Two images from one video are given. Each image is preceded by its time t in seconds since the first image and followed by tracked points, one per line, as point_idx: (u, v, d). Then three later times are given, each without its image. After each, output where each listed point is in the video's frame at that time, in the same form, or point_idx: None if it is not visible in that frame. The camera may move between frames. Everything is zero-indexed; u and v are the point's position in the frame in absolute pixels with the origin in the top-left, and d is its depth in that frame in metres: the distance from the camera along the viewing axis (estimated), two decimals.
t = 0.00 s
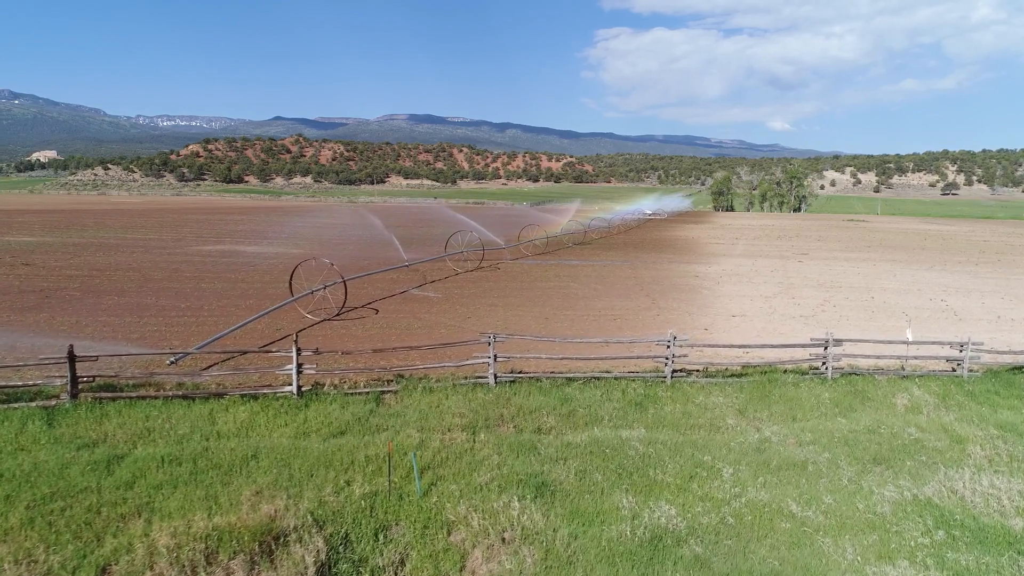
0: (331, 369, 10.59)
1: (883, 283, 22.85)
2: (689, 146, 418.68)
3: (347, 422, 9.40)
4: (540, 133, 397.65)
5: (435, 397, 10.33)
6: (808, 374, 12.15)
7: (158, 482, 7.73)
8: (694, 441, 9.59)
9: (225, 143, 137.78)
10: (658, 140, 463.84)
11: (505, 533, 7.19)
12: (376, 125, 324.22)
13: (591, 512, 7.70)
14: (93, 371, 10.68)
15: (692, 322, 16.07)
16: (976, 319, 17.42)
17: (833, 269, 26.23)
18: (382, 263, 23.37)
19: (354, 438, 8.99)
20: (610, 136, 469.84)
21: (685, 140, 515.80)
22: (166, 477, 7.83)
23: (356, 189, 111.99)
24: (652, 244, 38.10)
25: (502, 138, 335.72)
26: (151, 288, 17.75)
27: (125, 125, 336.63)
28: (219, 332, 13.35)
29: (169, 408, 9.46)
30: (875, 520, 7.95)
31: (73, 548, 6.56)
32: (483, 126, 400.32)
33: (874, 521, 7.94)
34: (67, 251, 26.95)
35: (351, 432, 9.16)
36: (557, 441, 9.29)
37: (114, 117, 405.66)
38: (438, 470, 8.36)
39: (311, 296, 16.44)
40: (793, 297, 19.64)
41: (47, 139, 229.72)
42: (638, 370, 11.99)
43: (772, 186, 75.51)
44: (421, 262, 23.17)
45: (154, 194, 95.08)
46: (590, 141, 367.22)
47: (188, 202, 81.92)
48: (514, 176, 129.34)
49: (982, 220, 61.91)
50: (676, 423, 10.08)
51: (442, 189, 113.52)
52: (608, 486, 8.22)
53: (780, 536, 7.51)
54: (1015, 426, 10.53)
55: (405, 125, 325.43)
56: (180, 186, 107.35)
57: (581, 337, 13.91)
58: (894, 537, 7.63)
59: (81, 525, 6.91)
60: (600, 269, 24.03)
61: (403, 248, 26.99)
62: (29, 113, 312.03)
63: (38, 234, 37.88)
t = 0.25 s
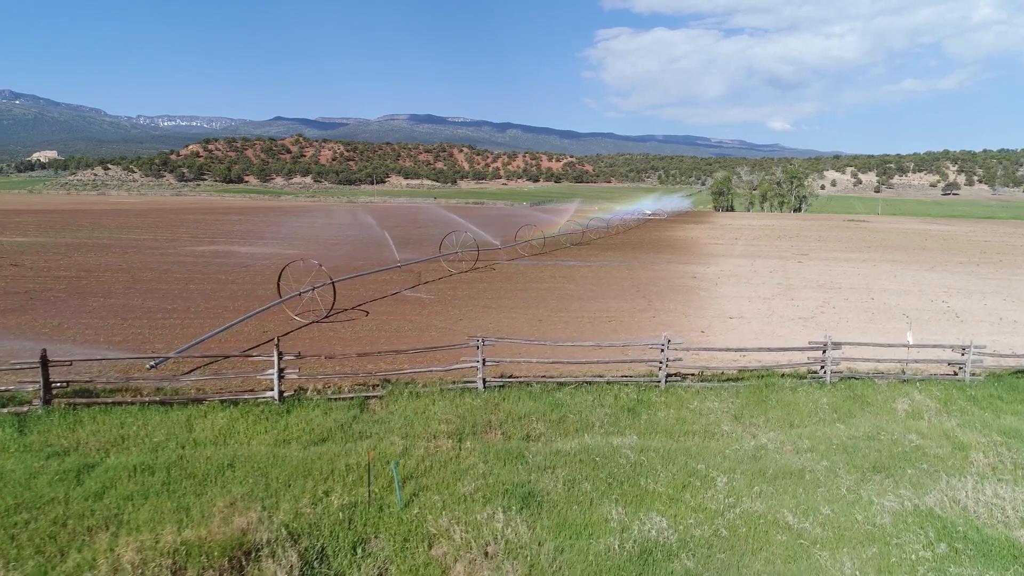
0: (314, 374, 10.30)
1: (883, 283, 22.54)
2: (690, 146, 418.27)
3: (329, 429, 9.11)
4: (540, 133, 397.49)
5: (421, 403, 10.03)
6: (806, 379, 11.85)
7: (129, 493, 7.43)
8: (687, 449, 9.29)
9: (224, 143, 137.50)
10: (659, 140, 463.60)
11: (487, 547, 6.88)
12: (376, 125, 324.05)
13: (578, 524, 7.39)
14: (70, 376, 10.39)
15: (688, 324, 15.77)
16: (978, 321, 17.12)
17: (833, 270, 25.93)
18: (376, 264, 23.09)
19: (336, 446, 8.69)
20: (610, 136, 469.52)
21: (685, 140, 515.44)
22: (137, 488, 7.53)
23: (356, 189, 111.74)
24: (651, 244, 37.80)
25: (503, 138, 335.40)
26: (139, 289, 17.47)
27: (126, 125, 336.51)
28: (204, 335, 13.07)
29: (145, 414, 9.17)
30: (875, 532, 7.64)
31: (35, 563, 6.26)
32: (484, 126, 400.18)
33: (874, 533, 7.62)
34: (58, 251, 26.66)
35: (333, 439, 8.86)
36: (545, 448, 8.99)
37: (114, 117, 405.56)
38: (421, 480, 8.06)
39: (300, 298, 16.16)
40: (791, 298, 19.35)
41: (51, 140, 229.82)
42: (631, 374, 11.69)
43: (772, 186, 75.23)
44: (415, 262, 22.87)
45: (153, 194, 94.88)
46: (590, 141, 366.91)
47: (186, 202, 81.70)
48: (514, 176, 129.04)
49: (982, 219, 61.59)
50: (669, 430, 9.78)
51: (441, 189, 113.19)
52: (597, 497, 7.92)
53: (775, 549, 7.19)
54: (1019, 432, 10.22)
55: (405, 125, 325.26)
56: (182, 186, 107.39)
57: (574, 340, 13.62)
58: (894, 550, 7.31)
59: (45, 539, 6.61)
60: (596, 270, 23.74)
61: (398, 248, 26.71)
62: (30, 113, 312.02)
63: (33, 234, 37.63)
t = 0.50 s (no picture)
0: (298, 378, 10.02)
1: (883, 284, 22.24)
2: (690, 146, 417.82)
3: (311, 436, 8.82)
4: (540, 133, 397.37)
5: (408, 408, 9.75)
6: (805, 383, 11.55)
7: (100, 504, 7.14)
8: (682, 456, 9.01)
9: (224, 143, 137.30)
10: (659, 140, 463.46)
11: (471, 561, 6.58)
12: (376, 125, 323.91)
13: (567, 536, 7.10)
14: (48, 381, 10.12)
15: (685, 326, 15.48)
16: (980, 323, 16.83)
17: (833, 270, 25.64)
18: (370, 264, 22.81)
19: (318, 453, 8.41)
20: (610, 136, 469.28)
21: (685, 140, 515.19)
22: (109, 498, 7.25)
23: (355, 189, 111.55)
24: (650, 244, 37.52)
25: (503, 138, 335.08)
26: (127, 291, 17.22)
27: (126, 125, 336.41)
28: (189, 337, 12.81)
29: (122, 420, 8.89)
30: (875, 544, 7.34)
31: None
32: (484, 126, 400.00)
33: (874, 545, 7.33)
34: (51, 252, 26.42)
35: (315, 447, 8.58)
36: (535, 456, 8.71)
37: (115, 116, 405.32)
38: (405, 489, 7.77)
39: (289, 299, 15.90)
40: (791, 299, 19.06)
41: (52, 139, 229.87)
42: (625, 378, 11.41)
43: (773, 185, 74.97)
44: (410, 263, 22.59)
45: (153, 194, 94.74)
46: (591, 141, 366.48)
47: (186, 202, 81.53)
48: (515, 176, 128.78)
49: (983, 219, 61.23)
50: (663, 436, 9.50)
51: (441, 189, 112.95)
52: (587, 508, 7.63)
53: (771, 562, 6.90)
54: None
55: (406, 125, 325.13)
56: (182, 186, 107.25)
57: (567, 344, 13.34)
58: (895, 563, 7.01)
59: (9, 553, 6.32)
60: (593, 270, 23.45)
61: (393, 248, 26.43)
62: (30, 113, 312.06)
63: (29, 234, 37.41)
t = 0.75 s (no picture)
0: (278, 384, 9.68)
1: (883, 286, 21.90)
2: (691, 146, 417.48)
3: (289, 445, 8.48)
4: (541, 133, 397.21)
5: (392, 415, 9.41)
6: (803, 388, 11.21)
7: (63, 518, 6.79)
8: (675, 466, 8.66)
9: (224, 143, 137.09)
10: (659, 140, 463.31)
11: None
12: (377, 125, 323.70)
13: (552, 552, 6.74)
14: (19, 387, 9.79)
15: (681, 329, 15.15)
16: (982, 326, 16.48)
17: (833, 271, 25.31)
18: (363, 265, 22.49)
19: (295, 464, 8.07)
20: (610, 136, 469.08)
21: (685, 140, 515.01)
22: (72, 511, 6.90)
23: (355, 189, 111.30)
24: (648, 244, 37.21)
25: (503, 138, 334.88)
26: (113, 292, 16.89)
27: (127, 125, 336.35)
28: (171, 341, 12.48)
29: (93, 428, 8.56)
30: (876, 560, 6.98)
31: None
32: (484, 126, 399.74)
33: (875, 561, 6.96)
34: (41, 252, 26.12)
35: (292, 456, 8.24)
36: (521, 466, 8.37)
37: (115, 116, 405.31)
38: (384, 502, 7.42)
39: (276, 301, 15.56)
40: (790, 301, 18.72)
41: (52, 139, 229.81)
42: (618, 384, 11.06)
43: (773, 185, 74.67)
44: (403, 263, 22.24)
45: (152, 194, 94.49)
46: (591, 141, 366.18)
47: (185, 202, 81.33)
48: (515, 176, 128.52)
49: (984, 220, 60.93)
50: (656, 445, 9.15)
51: (441, 189, 112.69)
52: (574, 521, 7.28)
53: None
54: None
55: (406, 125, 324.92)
56: (182, 186, 107.01)
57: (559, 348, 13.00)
58: None
59: None
60: (589, 271, 23.11)
61: (387, 249, 26.10)
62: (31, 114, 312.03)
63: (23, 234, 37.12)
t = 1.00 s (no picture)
0: (259, 390, 9.38)
1: (883, 287, 21.58)
2: (691, 146, 417.11)
3: (268, 453, 8.18)
4: (541, 133, 396.94)
5: (376, 422, 9.10)
6: (802, 393, 10.90)
7: (25, 531, 6.47)
8: (668, 475, 8.35)
9: (224, 143, 136.81)
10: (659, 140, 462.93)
11: None
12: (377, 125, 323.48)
13: (537, 568, 6.42)
14: None
15: (677, 331, 14.85)
16: (985, 328, 16.17)
17: (832, 272, 25.01)
18: (357, 265, 22.20)
19: (272, 473, 7.76)
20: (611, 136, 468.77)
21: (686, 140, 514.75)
22: (36, 525, 6.58)
23: (354, 189, 111.05)
24: (647, 245, 36.92)
25: (503, 138, 334.66)
26: (99, 293, 16.60)
27: (127, 126, 336.15)
28: (154, 343, 12.21)
29: (64, 436, 8.26)
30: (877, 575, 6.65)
31: None
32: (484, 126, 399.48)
33: None
34: (32, 252, 25.83)
35: (271, 466, 7.94)
36: (508, 475, 8.06)
37: (116, 117, 405.09)
38: (363, 515, 7.11)
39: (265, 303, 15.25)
40: (788, 303, 18.42)
41: (53, 139, 229.73)
42: (611, 389, 10.75)
43: (773, 185, 74.39)
44: (397, 264, 21.92)
45: (151, 194, 94.25)
46: (591, 141, 365.91)
47: (185, 202, 81.13)
48: (514, 177, 128.22)
49: (986, 220, 60.64)
50: (649, 452, 8.85)
51: (441, 189, 112.40)
52: (561, 535, 6.96)
53: None
54: None
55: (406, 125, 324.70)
56: (181, 186, 106.80)
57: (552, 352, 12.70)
58: None
59: None
60: (586, 272, 22.81)
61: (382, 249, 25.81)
62: (31, 114, 311.98)
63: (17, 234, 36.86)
